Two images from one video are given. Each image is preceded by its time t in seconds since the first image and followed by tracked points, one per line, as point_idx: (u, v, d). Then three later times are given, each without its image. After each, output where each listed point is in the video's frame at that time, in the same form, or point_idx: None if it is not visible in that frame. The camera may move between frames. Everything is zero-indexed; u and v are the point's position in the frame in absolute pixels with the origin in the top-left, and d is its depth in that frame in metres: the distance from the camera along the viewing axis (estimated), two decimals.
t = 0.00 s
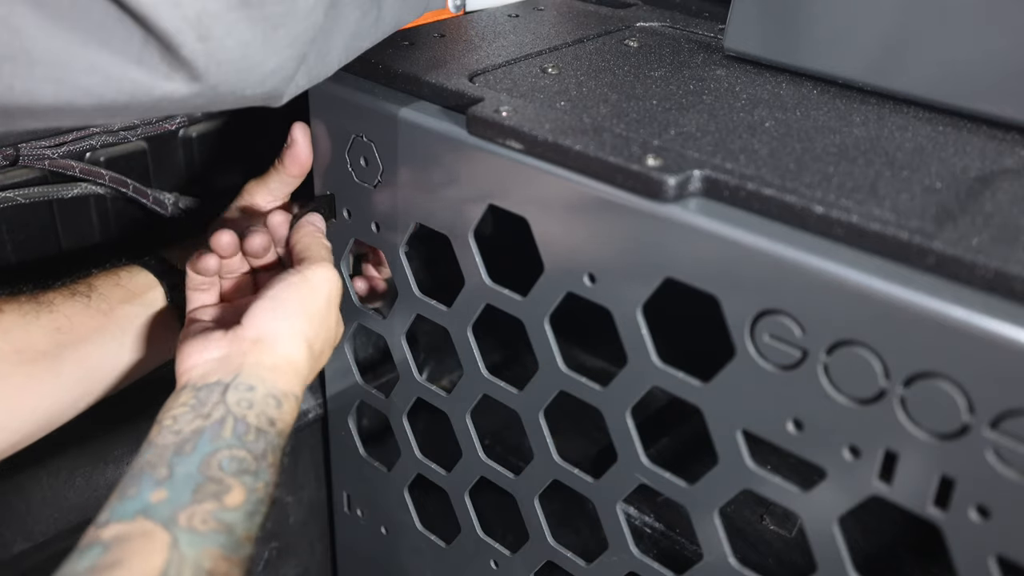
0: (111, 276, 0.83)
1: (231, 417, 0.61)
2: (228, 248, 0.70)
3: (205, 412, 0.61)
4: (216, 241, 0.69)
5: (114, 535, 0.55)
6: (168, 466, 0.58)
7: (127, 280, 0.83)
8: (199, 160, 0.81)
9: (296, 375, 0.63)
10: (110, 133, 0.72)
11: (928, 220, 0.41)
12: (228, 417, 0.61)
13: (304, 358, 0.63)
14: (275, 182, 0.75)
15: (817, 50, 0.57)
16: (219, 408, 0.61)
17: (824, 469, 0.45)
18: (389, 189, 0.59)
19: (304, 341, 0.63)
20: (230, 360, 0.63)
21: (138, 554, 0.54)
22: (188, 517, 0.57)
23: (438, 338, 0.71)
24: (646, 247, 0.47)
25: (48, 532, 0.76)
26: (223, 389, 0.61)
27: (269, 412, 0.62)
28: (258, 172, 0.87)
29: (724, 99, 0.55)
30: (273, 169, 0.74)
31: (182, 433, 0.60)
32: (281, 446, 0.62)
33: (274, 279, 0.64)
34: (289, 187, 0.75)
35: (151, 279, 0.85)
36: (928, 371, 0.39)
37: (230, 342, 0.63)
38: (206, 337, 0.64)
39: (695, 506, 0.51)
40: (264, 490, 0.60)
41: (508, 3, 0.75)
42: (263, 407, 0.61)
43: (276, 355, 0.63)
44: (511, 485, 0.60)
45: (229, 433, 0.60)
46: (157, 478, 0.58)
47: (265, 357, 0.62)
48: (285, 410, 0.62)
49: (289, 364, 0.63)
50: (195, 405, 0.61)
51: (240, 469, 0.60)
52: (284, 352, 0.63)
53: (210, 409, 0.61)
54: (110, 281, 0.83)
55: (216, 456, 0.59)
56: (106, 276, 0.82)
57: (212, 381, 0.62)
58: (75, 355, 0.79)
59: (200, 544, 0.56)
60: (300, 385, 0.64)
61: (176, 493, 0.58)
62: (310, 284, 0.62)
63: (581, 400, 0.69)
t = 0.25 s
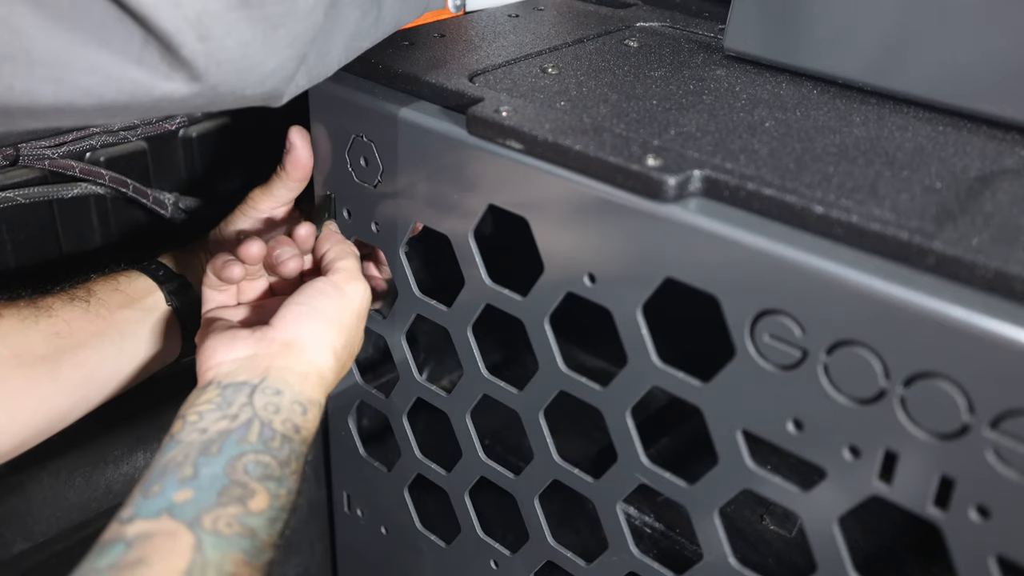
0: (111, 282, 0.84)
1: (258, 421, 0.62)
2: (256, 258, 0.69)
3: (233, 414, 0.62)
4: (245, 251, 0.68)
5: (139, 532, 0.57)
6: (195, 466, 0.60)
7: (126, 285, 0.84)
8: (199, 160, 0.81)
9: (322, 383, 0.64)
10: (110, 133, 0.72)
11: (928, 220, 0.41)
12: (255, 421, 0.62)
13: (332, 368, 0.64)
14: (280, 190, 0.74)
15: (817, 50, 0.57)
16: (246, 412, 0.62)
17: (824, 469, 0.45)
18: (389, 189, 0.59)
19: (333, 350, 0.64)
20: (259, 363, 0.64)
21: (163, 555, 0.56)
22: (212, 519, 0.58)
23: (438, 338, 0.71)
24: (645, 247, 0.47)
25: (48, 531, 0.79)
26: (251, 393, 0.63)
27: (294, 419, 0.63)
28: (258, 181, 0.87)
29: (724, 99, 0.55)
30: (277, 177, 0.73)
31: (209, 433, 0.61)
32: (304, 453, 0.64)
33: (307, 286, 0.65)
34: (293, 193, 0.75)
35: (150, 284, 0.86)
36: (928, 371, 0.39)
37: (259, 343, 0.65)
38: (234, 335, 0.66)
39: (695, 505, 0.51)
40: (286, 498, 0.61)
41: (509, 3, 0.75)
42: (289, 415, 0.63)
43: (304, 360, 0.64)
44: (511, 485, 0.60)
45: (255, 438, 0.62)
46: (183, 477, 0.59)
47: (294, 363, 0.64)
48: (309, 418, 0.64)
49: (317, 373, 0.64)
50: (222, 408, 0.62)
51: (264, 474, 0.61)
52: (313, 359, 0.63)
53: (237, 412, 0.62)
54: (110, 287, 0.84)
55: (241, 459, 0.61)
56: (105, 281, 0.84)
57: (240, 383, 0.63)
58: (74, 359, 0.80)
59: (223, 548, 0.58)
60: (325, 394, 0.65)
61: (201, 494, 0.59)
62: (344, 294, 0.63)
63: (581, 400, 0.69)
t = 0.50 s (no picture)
0: (110, 288, 0.85)
1: (265, 420, 0.62)
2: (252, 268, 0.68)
3: (240, 411, 0.62)
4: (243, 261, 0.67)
5: (144, 535, 0.57)
6: (202, 465, 0.60)
7: (125, 291, 0.85)
8: (200, 160, 0.81)
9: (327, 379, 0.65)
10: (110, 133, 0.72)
11: (928, 220, 0.41)
12: (263, 420, 0.62)
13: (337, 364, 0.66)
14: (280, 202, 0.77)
15: (817, 50, 0.57)
16: (254, 410, 0.62)
17: (824, 469, 0.45)
18: (389, 189, 0.59)
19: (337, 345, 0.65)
20: (265, 360, 0.64)
21: (170, 559, 0.56)
22: (220, 522, 0.58)
23: (438, 338, 0.71)
24: (645, 247, 0.47)
25: (46, 531, 0.79)
26: (258, 390, 0.63)
27: (301, 418, 0.64)
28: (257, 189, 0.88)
29: (724, 99, 0.55)
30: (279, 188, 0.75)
31: (216, 432, 0.61)
32: (311, 453, 0.64)
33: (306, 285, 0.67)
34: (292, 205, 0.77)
35: (149, 290, 0.87)
36: (928, 371, 0.39)
37: (265, 341, 0.65)
38: (237, 330, 0.66)
39: (695, 505, 0.51)
40: (293, 500, 0.62)
41: (509, 3, 0.75)
42: (296, 414, 0.63)
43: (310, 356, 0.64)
44: (511, 485, 0.60)
45: (263, 437, 0.62)
46: (190, 476, 0.59)
47: (299, 358, 0.64)
48: (315, 417, 0.64)
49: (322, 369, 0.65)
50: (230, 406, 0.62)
51: (272, 476, 0.61)
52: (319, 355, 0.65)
53: (245, 410, 0.62)
54: (108, 293, 0.85)
55: (249, 460, 0.61)
56: (103, 287, 0.85)
57: (246, 378, 0.64)
58: (73, 363, 0.81)
59: (230, 552, 0.58)
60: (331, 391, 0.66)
61: (208, 495, 0.59)
62: (346, 292, 0.66)
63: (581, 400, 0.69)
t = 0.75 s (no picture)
0: (105, 290, 0.89)
1: (243, 452, 0.63)
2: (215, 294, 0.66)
3: (218, 442, 0.62)
4: (207, 289, 0.66)
5: None
6: (179, 504, 0.60)
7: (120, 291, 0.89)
8: (200, 160, 0.81)
9: (304, 400, 0.67)
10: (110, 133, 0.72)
11: (928, 220, 0.41)
12: (241, 452, 0.63)
13: (312, 380, 0.68)
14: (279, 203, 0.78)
15: (817, 50, 0.57)
16: (232, 440, 0.63)
17: (824, 469, 0.45)
18: (389, 189, 0.59)
19: (313, 364, 0.67)
20: (243, 384, 0.65)
21: None
22: (198, 567, 0.59)
23: (438, 338, 0.71)
24: (646, 247, 0.47)
25: (45, 532, 0.78)
26: (237, 417, 0.63)
27: (279, 448, 0.64)
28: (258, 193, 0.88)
29: (724, 99, 0.55)
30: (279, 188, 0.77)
31: (193, 466, 0.61)
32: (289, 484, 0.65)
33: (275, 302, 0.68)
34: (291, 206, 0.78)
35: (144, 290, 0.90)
36: (928, 371, 0.39)
37: (240, 365, 0.66)
38: (209, 354, 0.66)
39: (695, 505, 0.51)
40: (270, 537, 0.63)
41: (508, 3, 0.75)
42: (274, 445, 0.64)
43: (289, 379, 0.66)
44: (511, 485, 0.60)
45: (240, 471, 0.62)
46: (167, 516, 0.60)
47: (279, 383, 0.66)
48: (292, 443, 0.65)
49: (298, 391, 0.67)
50: (206, 437, 0.62)
51: (250, 513, 0.62)
52: (297, 377, 0.67)
53: (222, 441, 0.62)
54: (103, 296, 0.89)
55: (226, 497, 0.61)
56: (100, 291, 0.89)
57: (224, 404, 0.64)
58: (71, 364, 0.85)
59: None
60: (307, 410, 0.67)
61: (184, 539, 0.60)
62: (319, 308, 0.67)
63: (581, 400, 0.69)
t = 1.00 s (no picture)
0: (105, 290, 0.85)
1: (251, 463, 0.63)
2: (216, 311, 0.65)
3: (225, 453, 0.63)
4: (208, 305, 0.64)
5: None
6: (186, 518, 0.61)
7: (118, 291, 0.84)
8: (200, 160, 0.81)
9: (311, 408, 0.67)
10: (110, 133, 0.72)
11: (928, 220, 0.41)
12: (248, 464, 0.63)
13: (318, 387, 0.68)
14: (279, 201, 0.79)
15: (817, 50, 0.57)
16: (239, 451, 0.63)
17: (824, 469, 0.45)
18: (389, 189, 0.59)
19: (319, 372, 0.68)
20: (250, 395, 0.65)
21: None
22: None
23: (438, 338, 0.71)
24: (646, 247, 0.47)
25: (46, 531, 0.79)
26: (244, 428, 0.64)
27: (287, 459, 0.65)
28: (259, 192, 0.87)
29: (724, 99, 0.55)
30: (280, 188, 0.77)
31: (201, 478, 0.62)
32: (298, 495, 0.65)
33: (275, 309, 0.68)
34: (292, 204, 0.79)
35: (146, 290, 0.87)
36: (928, 371, 0.39)
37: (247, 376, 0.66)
38: (216, 365, 0.67)
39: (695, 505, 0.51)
40: (279, 550, 0.63)
41: (508, 3, 0.75)
42: (282, 456, 0.64)
43: (295, 389, 0.67)
44: (510, 485, 0.60)
45: (248, 482, 0.63)
46: (173, 530, 0.61)
47: (286, 391, 0.66)
48: (300, 453, 0.66)
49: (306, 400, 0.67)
50: (214, 450, 0.63)
51: (257, 526, 0.62)
52: (302, 385, 0.67)
53: (230, 453, 0.63)
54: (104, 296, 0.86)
55: (233, 509, 0.62)
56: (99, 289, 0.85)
57: (232, 414, 0.64)
58: (71, 365, 0.83)
59: None
60: (315, 418, 0.68)
61: (191, 553, 0.60)
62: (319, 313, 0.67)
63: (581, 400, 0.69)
